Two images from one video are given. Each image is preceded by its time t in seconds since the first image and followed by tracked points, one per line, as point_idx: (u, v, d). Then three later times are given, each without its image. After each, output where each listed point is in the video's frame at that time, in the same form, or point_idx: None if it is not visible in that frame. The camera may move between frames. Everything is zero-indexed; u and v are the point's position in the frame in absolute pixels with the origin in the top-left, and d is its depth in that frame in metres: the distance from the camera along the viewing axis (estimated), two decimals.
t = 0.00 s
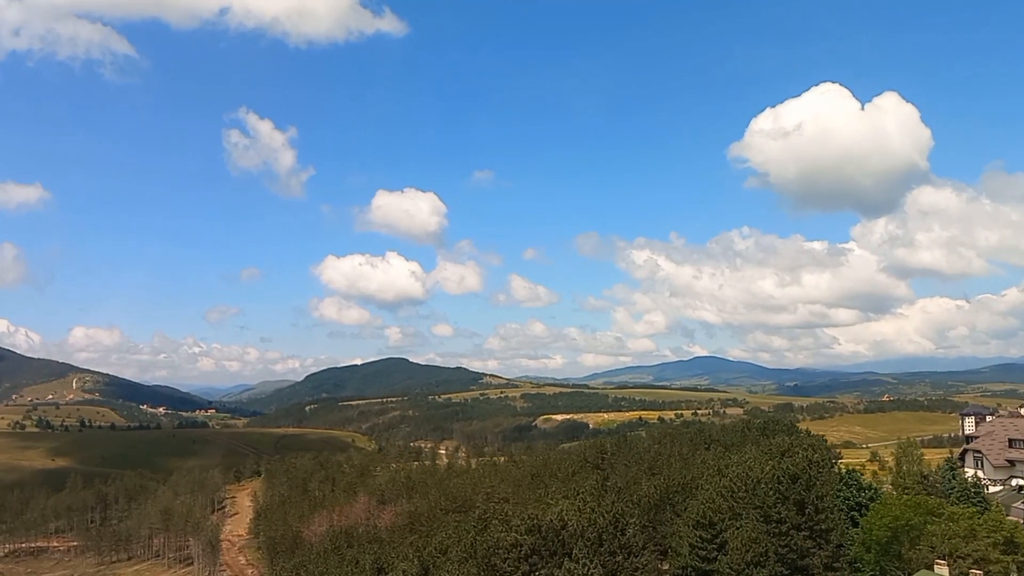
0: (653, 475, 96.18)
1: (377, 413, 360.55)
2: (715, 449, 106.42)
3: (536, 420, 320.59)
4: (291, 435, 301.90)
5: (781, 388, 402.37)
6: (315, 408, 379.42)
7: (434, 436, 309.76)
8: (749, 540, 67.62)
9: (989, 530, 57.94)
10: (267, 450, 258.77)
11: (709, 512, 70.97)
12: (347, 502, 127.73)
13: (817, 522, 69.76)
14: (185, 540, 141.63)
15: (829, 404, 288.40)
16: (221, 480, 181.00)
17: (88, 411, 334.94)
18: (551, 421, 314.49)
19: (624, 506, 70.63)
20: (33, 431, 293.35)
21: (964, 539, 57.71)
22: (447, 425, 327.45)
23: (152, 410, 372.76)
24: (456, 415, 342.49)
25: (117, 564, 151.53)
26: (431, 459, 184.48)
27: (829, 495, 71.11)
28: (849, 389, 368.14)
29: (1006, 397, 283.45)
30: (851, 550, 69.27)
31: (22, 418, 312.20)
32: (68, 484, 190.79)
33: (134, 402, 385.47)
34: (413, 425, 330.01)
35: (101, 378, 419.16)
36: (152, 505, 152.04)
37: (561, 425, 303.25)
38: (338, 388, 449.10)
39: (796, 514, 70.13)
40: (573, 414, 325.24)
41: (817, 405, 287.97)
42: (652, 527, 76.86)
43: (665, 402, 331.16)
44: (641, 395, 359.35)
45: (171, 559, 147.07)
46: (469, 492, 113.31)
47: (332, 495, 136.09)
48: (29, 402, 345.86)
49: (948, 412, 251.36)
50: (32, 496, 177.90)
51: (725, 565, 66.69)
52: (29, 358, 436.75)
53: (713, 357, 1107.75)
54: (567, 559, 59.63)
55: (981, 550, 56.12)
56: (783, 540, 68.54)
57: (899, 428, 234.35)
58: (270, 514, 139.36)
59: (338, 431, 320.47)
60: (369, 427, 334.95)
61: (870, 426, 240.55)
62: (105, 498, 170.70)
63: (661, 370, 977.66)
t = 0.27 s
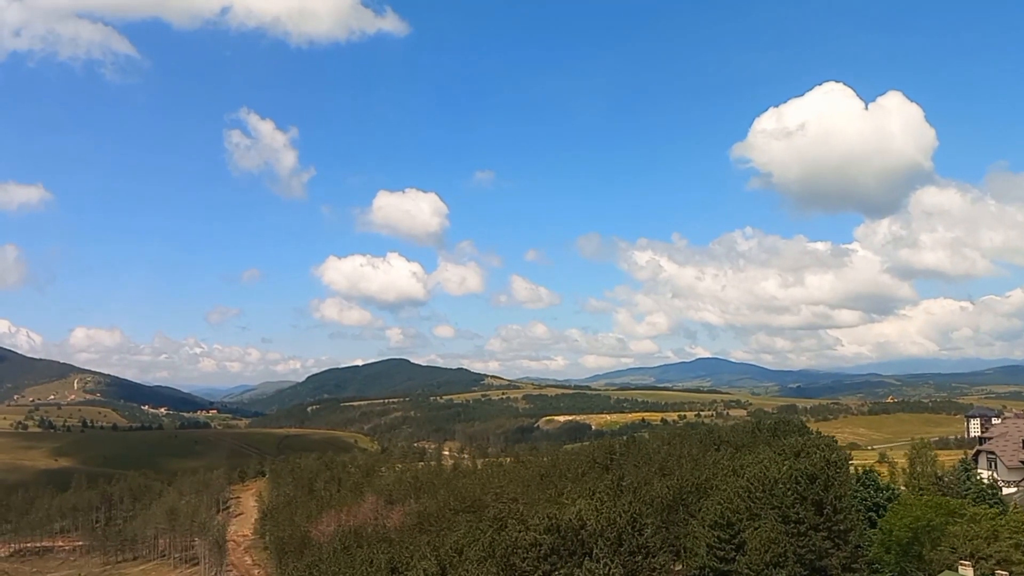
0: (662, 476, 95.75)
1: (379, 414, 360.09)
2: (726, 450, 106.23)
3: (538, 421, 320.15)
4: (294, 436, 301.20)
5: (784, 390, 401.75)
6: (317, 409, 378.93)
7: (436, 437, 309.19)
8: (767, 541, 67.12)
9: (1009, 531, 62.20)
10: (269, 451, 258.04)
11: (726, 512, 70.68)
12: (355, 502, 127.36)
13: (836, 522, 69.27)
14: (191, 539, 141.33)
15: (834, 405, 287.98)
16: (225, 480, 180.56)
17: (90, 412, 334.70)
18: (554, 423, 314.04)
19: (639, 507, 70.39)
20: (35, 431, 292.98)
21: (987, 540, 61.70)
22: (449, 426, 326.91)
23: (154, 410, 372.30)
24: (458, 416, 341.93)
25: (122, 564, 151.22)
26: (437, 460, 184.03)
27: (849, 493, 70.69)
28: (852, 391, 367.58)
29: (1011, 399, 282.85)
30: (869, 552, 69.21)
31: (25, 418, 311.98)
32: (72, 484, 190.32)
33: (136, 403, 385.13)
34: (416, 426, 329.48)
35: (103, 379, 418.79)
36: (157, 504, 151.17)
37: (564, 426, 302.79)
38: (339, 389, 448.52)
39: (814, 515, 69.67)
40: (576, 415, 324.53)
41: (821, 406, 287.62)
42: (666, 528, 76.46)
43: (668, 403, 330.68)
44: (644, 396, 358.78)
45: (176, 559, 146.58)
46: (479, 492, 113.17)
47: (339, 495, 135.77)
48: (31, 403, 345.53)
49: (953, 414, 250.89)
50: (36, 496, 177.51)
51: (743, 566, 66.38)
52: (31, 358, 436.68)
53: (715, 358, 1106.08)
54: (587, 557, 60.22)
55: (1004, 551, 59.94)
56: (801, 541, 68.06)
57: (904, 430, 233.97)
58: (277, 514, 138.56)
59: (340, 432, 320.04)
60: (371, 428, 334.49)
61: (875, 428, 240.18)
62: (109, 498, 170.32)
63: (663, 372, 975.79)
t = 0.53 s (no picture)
0: (675, 476, 95.41)
1: (383, 414, 359.78)
2: (739, 451, 106.11)
3: (542, 422, 319.76)
4: (298, 437, 300.78)
5: (788, 391, 401.17)
6: (320, 410, 378.75)
7: (440, 437, 308.77)
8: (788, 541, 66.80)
9: None
10: (274, 451, 257.70)
11: (746, 511, 70.96)
12: (365, 501, 126.99)
13: (857, 521, 68.80)
14: (199, 539, 141.01)
15: (839, 406, 287.67)
16: (232, 480, 180.29)
17: (93, 413, 334.63)
18: (558, 423, 313.62)
19: (658, 507, 70.20)
20: (39, 432, 292.85)
21: (1010, 540, 62.67)
22: (453, 426, 326.49)
23: (157, 411, 372.16)
24: (462, 417, 341.54)
25: (130, 565, 150.91)
26: (444, 460, 183.71)
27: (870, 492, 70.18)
28: (856, 392, 367.04)
29: (1017, 399, 282.27)
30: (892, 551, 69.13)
31: (29, 420, 312.01)
32: (78, 485, 190.12)
33: (139, 404, 385.01)
34: (419, 427, 329.17)
35: (106, 380, 418.62)
36: (165, 505, 150.62)
37: (568, 426, 302.48)
38: (342, 390, 448.23)
39: (835, 514, 69.24)
40: (580, 416, 323.95)
41: (826, 407, 287.25)
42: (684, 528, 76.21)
43: (673, 404, 330.28)
44: (648, 397, 358.34)
45: (184, 559, 146.10)
46: (490, 491, 112.95)
47: (349, 495, 135.43)
48: (35, 404, 345.44)
49: (960, 414, 250.44)
50: (42, 496, 177.33)
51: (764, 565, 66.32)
52: (35, 359, 436.87)
53: (718, 359, 1103.31)
54: (609, 557, 59.92)
55: None
56: (822, 540, 67.77)
57: (910, 430, 233.52)
58: (286, 515, 137.89)
59: (344, 433, 319.94)
60: (375, 429, 334.22)
61: (881, 428, 239.70)
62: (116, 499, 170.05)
63: (668, 373, 971.98)
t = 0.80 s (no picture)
0: (693, 474, 94.50)
1: (389, 415, 358.68)
2: (755, 450, 105.28)
3: (549, 421, 318.46)
4: (304, 437, 299.64)
5: (795, 390, 399.14)
6: (326, 410, 377.74)
7: (447, 437, 307.54)
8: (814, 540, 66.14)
9: None
10: (281, 452, 256.70)
11: (770, 509, 69.78)
12: (378, 501, 125.94)
13: (883, 519, 68.29)
14: (210, 540, 140.01)
15: (848, 405, 285.82)
16: (241, 480, 179.30)
17: (99, 415, 333.90)
18: (565, 423, 312.28)
19: (681, 505, 69.12)
20: (45, 434, 292.22)
21: None
22: (459, 426, 325.13)
23: (163, 412, 371.35)
24: (468, 417, 340.25)
25: (139, 566, 149.92)
26: (454, 459, 182.55)
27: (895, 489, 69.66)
28: (865, 390, 364.93)
29: None
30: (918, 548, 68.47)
31: (34, 422, 311.46)
32: (86, 486, 189.32)
33: (144, 405, 384.30)
34: (425, 427, 328.03)
35: (111, 381, 418.03)
36: (175, 505, 149.56)
37: (575, 426, 301.12)
38: (347, 390, 447.09)
39: (861, 511, 68.58)
40: (587, 415, 322.17)
41: (835, 406, 285.46)
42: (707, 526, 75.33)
43: (680, 403, 328.67)
44: (655, 396, 356.66)
45: (195, 559, 145.03)
46: (503, 490, 111.91)
47: (361, 495, 134.35)
48: (40, 406, 344.85)
49: (971, 413, 248.55)
50: (50, 497, 176.53)
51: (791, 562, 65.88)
52: (40, 361, 436.43)
53: (724, 359, 1098.62)
54: (636, 554, 58.70)
55: None
56: (848, 538, 66.95)
57: (922, 429, 231.66)
58: (297, 515, 136.77)
59: (350, 433, 319.03)
60: (381, 429, 333.23)
61: (892, 426, 238.05)
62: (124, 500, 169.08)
63: (673, 372, 968.30)
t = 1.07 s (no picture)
0: (711, 473, 94.03)
1: (395, 415, 357.99)
2: (771, 450, 104.71)
3: (556, 422, 317.64)
4: (311, 438, 299.10)
5: (802, 390, 397.63)
6: (332, 411, 377.32)
7: (454, 438, 306.67)
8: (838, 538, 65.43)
9: None
10: (288, 452, 255.91)
11: (794, 508, 69.01)
12: (391, 501, 125.19)
13: (908, 518, 67.71)
14: (221, 540, 139.43)
15: (857, 404, 284.86)
16: (250, 481, 178.73)
17: (105, 416, 333.83)
18: (572, 423, 311.37)
19: (704, 504, 68.66)
20: (52, 435, 292.27)
21: None
22: (465, 427, 324.31)
23: (169, 413, 371.25)
24: (474, 417, 339.53)
25: (150, 566, 149.38)
26: (463, 460, 181.63)
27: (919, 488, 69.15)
28: (872, 390, 363.61)
29: None
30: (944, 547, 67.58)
31: (41, 423, 311.62)
32: (94, 486, 188.98)
33: (150, 406, 384.20)
34: (432, 427, 327.29)
35: (117, 382, 418.10)
36: (185, 506, 148.95)
37: (582, 426, 300.23)
38: (353, 391, 446.52)
39: (885, 510, 68.07)
40: (594, 416, 321.15)
41: (844, 406, 284.29)
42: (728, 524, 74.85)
43: (687, 403, 327.61)
44: (662, 396, 355.56)
45: (205, 560, 144.41)
46: (517, 490, 111.28)
47: (373, 496, 133.43)
48: (46, 407, 345.05)
49: (981, 413, 247.18)
50: (59, 497, 176.44)
51: (816, 562, 65.25)
52: (46, 362, 436.77)
53: (730, 359, 1095.46)
54: (663, 553, 58.36)
55: None
56: (873, 536, 66.24)
57: (932, 429, 230.49)
58: (309, 515, 136.11)
59: (357, 434, 318.50)
60: (387, 429, 332.71)
61: (902, 426, 236.89)
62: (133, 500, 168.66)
63: (678, 372, 965.58)
